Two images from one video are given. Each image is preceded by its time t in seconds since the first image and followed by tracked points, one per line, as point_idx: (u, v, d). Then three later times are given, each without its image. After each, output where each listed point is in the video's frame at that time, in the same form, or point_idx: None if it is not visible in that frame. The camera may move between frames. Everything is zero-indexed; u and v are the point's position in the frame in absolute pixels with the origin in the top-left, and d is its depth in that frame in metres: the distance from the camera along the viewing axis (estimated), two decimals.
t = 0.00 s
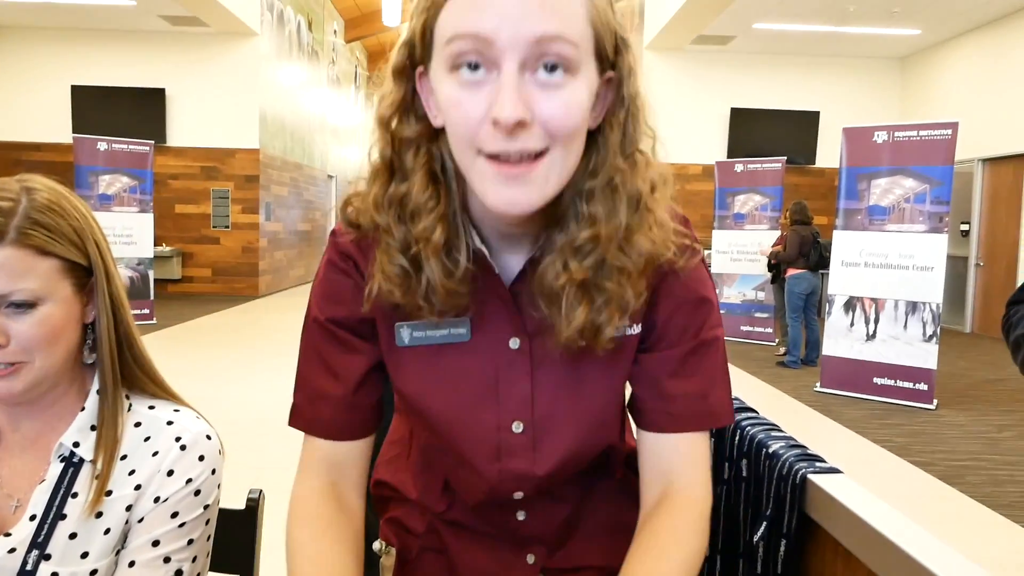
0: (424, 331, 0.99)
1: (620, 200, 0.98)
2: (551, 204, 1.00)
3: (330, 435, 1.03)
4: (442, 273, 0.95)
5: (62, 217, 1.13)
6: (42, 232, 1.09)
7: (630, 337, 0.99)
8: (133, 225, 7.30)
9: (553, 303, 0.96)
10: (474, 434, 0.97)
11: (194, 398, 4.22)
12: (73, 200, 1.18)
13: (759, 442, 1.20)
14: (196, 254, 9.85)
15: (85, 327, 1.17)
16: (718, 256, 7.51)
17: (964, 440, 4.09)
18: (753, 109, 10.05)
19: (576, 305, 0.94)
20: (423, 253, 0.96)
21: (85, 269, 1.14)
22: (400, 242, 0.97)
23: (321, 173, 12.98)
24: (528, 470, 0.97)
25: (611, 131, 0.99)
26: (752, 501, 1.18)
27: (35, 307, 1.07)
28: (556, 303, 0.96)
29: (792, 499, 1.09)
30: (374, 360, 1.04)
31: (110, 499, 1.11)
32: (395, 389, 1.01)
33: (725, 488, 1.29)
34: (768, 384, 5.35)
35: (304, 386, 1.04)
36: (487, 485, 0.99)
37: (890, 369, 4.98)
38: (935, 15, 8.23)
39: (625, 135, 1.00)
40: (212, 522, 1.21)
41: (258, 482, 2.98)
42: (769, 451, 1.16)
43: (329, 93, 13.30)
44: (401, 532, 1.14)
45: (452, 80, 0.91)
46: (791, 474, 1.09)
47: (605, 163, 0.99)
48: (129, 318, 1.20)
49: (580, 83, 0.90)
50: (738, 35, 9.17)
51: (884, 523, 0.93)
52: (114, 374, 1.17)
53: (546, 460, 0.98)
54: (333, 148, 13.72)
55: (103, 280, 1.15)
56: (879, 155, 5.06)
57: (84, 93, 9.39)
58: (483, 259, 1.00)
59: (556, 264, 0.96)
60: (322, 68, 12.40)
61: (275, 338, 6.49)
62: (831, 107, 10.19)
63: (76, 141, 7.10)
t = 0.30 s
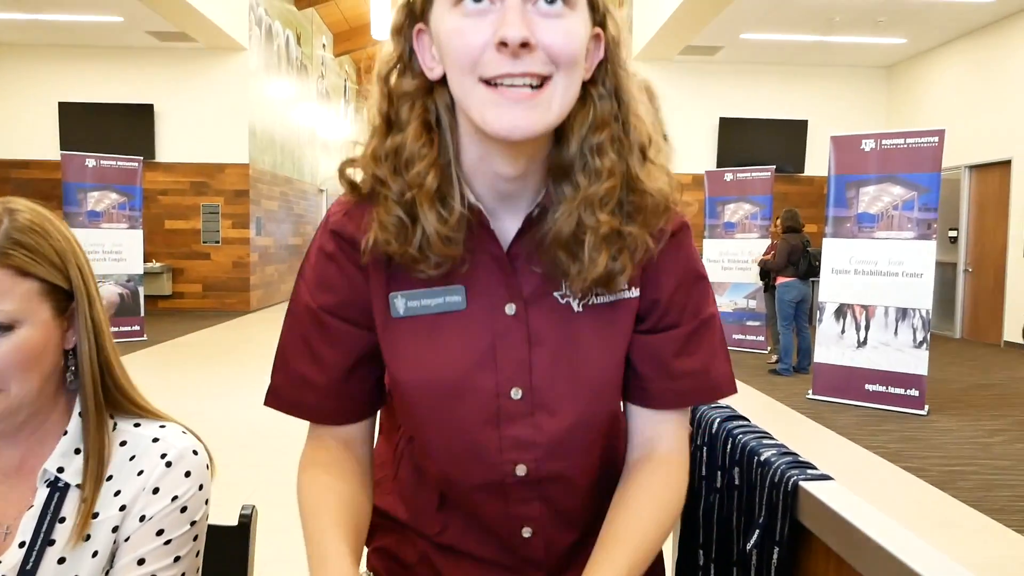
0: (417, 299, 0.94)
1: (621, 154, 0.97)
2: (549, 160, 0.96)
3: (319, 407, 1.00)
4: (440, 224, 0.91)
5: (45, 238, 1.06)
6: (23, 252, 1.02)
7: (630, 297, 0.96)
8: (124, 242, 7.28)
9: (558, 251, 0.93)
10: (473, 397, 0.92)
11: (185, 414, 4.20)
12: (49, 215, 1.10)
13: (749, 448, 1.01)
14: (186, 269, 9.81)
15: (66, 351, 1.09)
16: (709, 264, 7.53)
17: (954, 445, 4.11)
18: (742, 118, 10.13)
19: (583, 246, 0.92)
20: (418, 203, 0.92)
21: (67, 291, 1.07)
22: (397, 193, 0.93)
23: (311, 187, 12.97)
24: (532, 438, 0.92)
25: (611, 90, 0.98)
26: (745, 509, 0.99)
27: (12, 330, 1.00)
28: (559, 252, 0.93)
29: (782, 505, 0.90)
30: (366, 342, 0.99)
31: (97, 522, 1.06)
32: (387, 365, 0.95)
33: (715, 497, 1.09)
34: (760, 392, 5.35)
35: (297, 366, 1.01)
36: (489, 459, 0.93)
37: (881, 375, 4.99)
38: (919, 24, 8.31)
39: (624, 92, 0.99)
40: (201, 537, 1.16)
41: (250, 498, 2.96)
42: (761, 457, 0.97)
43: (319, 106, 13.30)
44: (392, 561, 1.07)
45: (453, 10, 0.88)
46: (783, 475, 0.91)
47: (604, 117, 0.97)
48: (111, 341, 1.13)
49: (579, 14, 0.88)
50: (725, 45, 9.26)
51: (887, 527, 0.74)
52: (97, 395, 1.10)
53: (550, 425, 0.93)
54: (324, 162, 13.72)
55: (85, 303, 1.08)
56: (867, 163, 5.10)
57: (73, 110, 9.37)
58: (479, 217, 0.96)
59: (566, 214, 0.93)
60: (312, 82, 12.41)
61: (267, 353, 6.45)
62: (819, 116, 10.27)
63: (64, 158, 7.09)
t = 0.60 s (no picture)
0: (410, 266, 0.80)
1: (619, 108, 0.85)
2: (544, 117, 0.83)
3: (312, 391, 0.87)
4: (435, 177, 0.78)
5: (29, 247, 0.94)
6: (6, 266, 0.91)
7: (631, 263, 0.83)
8: (118, 242, 7.27)
9: (556, 208, 0.80)
10: (469, 370, 0.79)
11: (180, 414, 4.18)
12: (31, 215, 0.98)
13: (746, 447, 1.00)
14: (181, 269, 9.78)
15: (56, 359, 0.99)
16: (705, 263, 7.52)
17: (950, 443, 4.12)
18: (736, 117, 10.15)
19: (578, 202, 0.80)
20: (411, 158, 0.79)
21: (53, 300, 0.95)
22: (390, 149, 0.80)
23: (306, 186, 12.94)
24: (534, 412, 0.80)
25: (603, 51, 0.86)
26: (742, 507, 0.99)
27: None
28: (552, 208, 0.80)
29: (780, 503, 0.89)
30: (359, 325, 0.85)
31: (90, 525, 0.97)
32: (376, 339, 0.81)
33: (713, 495, 1.08)
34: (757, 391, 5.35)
35: (286, 351, 0.87)
36: (488, 438, 0.80)
37: (877, 373, 4.99)
38: (914, 22, 8.33)
39: (615, 44, 0.86)
40: (196, 537, 1.06)
41: (245, 498, 2.95)
42: (757, 456, 0.97)
43: (314, 106, 13.28)
44: None
45: None
46: (781, 474, 0.90)
47: (597, 77, 0.84)
48: (101, 344, 1.01)
49: None
50: (721, 43, 9.29)
51: (888, 527, 0.73)
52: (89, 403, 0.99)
53: (555, 402, 0.80)
54: (318, 160, 13.69)
55: (73, 310, 0.96)
56: (862, 161, 5.12)
57: (66, 109, 9.33)
58: (478, 178, 0.82)
59: (558, 169, 0.80)
60: (306, 82, 12.39)
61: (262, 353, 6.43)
62: (814, 115, 10.29)
63: (58, 158, 7.07)
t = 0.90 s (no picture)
0: (421, 244, 0.76)
1: (603, 81, 0.87)
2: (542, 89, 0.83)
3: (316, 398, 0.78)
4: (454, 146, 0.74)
5: (22, 246, 0.92)
6: None
7: (631, 225, 0.85)
8: (114, 235, 7.25)
9: (569, 178, 0.82)
10: (493, 343, 0.75)
11: (176, 407, 4.18)
12: (23, 212, 0.96)
13: (744, 441, 1.00)
14: (178, 262, 9.76)
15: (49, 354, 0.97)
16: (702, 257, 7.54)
17: (944, 438, 4.14)
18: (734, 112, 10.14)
19: (589, 167, 0.82)
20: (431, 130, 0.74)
21: (47, 297, 0.94)
22: (400, 118, 0.74)
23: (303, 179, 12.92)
24: (555, 380, 0.78)
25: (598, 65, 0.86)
26: (741, 501, 0.98)
27: None
28: (562, 175, 0.82)
29: (780, 497, 0.89)
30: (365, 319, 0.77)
31: (84, 517, 0.96)
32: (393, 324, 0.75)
33: (712, 488, 1.08)
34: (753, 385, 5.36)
35: (282, 358, 0.77)
36: (515, 413, 0.77)
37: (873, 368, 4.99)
38: (912, 18, 8.33)
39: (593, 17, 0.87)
40: (191, 529, 1.06)
41: (243, 491, 2.95)
42: (756, 450, 0.96)
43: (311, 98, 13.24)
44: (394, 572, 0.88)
45: None
46: (781, 469, 0.89)
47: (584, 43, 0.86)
48: (94, 338, 1.00)
49: None
50: (719, 38, 9.27)
51: (891, 525, 0.72)
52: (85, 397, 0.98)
53: (573, 367, 0.79)
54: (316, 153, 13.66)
55: (67, 307, 0.95)
56: (861, 157, 5.13)
57: (61, 100, 9.27)
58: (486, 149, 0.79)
59: (568, 137, 0.82)
60: (303, 75, 12.35)
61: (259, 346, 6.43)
62: (812, 110, 10.29)
63: (54, 150, 7.05)
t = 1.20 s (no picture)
0: (463, 244, 0.73)
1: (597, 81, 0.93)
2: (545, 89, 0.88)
3: (433, 420, 0.69)
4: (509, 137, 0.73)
5: (8, 232, 0.91)
6: None
7: (609, 210, 0.95)
8: (109, 225, 7.23)
9: (572, 175, 0.88)
10: (542, 330, 0.77)
11: (171, 399, 4.18)
12: (9, 201, 0.95)
13: (738, 435, 0.96)
14: (173, 253, 9.74)
15: (38, 346, 0.96)
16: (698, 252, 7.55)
17: (938, 433, 4.15)
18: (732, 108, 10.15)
19: (588, 164, 0.89)
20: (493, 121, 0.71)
21: (34, 286, 0.93)
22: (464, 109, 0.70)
23: (300, 171, 12.89)
24: (581, 356, 0.82)
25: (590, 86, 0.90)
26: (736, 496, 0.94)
27: None
28: (565, 176, 0.88)
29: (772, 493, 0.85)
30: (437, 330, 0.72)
31: (77, 509, 0.96)
32: (469, 328, 0.71)
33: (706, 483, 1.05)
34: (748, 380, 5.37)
35: (371, 392, 0.68)
36: (557, 394, 0.79)
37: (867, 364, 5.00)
38: (910, 14, 8.32)
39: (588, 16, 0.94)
40: (185, 520, 1.05)
41: (239, 484, 2.95)
42: (750, 444, 0.92)
43: (306, 90, 13.19)
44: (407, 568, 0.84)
45: None
46: (773, 463, 0.86)
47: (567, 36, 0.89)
48: (86, 331, 0.99)
49: None
50: (717, 33, 9.27)
51: (886, 521, 0.68)
52: (73, 396, 0.97)
53: (588, 342, 0.83)
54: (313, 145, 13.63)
55: (54, 297, 0.93)
56: (857, 153, 5.13)
57: (56, 90, 9.22)
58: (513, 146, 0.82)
59: (570, 137, 0.88)
60: (301, 67, 12.31)
61: (255, 339, 6.43)
62: (809, 106, 10.31)
63: (49, 140, 7.02)
